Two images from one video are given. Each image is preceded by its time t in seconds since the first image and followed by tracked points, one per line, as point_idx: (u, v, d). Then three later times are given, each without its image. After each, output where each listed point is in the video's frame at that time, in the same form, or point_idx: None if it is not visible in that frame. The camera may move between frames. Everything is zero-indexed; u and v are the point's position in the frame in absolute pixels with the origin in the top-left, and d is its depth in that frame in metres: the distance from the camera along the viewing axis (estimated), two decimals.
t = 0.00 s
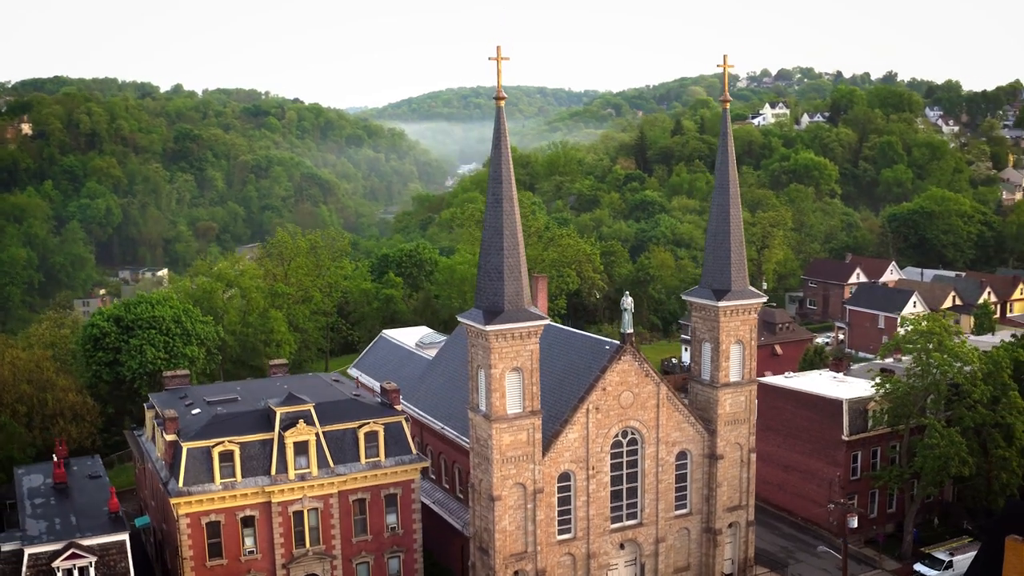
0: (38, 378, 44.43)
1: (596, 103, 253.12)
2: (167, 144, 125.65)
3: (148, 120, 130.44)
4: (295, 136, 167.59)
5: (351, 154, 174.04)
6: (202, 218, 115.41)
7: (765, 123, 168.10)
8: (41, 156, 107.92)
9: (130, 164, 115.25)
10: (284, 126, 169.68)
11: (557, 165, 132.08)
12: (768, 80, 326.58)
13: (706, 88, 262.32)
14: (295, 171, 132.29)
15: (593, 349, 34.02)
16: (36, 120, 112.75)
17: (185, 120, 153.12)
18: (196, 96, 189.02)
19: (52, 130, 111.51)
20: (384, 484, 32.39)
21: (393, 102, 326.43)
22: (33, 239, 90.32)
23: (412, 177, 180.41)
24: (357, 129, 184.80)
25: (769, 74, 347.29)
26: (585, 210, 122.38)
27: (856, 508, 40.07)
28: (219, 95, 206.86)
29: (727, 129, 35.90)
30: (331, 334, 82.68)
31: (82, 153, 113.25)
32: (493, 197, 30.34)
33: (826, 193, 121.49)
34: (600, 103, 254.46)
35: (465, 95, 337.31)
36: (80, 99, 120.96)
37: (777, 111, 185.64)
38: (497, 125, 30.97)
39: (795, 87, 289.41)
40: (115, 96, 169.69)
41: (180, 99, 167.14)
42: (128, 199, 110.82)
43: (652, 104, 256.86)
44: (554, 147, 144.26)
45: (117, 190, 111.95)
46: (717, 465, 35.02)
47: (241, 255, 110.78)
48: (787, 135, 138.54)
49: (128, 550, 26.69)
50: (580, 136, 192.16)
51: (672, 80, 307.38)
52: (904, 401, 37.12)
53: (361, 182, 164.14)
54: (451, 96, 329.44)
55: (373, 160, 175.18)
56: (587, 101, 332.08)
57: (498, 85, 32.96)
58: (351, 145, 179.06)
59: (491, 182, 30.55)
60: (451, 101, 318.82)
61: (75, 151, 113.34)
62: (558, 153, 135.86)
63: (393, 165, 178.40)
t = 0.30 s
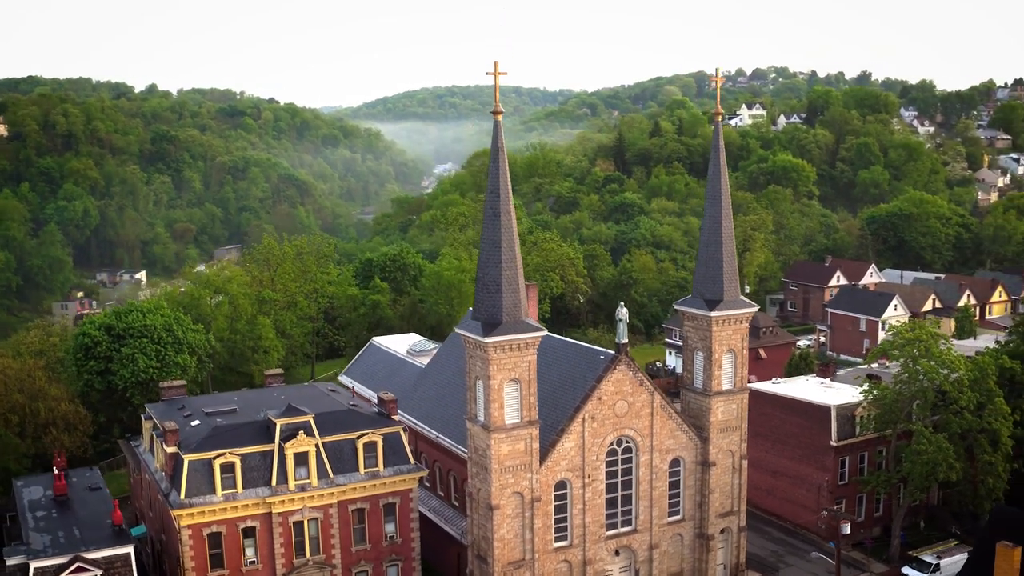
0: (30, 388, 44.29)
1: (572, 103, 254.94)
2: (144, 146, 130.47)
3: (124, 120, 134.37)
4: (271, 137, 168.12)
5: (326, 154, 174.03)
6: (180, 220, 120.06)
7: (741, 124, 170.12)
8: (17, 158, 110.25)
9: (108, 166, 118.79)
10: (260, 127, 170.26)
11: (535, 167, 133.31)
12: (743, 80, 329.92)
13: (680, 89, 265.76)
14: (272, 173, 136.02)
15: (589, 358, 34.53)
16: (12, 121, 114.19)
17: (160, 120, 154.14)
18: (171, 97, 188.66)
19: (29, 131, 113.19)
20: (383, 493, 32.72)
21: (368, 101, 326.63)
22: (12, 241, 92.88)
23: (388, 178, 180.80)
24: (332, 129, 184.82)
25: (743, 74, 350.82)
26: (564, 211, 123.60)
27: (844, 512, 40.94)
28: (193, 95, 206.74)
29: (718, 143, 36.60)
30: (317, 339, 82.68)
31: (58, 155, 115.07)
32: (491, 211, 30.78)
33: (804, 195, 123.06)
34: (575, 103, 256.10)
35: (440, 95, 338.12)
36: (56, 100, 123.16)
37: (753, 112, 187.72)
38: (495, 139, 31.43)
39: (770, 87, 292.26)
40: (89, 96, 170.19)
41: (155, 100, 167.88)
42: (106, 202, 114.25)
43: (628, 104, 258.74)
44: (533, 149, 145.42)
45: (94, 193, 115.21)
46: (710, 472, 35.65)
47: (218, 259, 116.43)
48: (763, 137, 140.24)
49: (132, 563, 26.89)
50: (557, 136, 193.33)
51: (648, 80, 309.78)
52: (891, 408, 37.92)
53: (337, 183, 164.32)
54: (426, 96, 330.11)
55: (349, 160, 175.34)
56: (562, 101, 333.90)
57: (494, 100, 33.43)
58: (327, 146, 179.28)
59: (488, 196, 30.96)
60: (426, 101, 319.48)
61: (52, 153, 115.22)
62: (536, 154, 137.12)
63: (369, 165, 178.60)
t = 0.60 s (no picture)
0: (21, 396, 44.19)
1: (548, 101, 256.02)
2: (121, 146, 133.54)
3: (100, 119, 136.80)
4: (247, 136, 167.93)
5: (302, 153, 173.71)
6: (157, 220, 123.85)
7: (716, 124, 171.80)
8: None
9: (84, 167, 120.39)
10: (236, 125, 170.00)
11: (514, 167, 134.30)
12: (718, 79, 332.26)
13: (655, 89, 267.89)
14: (248, 172, 140.02)
15: (582, 367, 35.08)
16: None
17: (135, 119, 154.51)
18: (145, 95, 188.15)
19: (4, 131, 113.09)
20: (380, 501, 33.09)
21: (343, 99, 326.17)
22: None
23: (364, 177, 180.11)
24: (308, 128, 184.26)
25: (718, 72, 353.78)
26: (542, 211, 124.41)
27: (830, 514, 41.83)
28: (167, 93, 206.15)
29: (709, 154, 37.30)
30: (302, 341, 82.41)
31: (33, 154, 116.06)
32: (488, 222, 31.18)
33: (781, 195, 124.53)
34: (550, 102, 257.15)
35: (416, 94, 338.43)
36: (30, 99, 123.93)
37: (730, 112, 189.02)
38: (491, 152, 31.88)
39: (745, 86, 294.85)
40: (64, 95, 169.71)
41: (131, 98, 167.32)
42: (82, 202, 117.08)
43: (603, 102, 260.14)
44: (511, 149, 146.27)
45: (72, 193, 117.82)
46: (700, 477, 36.34)
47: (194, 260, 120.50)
48: (739, 137, 141.67)
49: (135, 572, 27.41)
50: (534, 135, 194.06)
51: (623, 78, 311.44)
52: (877, 413, 38.76)
53: (313, 182, 164.05)
54: (401, 95, 330.26)
55: (325, 159, 174.93)
56: (538, 99, 335.05)
57: (489, 112, 33.90)
58: (302, 145, 178.88)
59: (484, 208, 31.38)
60: (402, 100, 319.72)
61: (27, 153, 116.16)
62: (514, 154, 138.02)
63: (345, 164, 178.44)
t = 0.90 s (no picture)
0: (15, 398, 44.23)
1: (525, 94, 256.62)
2: (98, 142, 137.22)
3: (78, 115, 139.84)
4: (224, 131, 167.87)
5: (279, 147, 173.16)
6: (135, 215, 128.51)
7: (693, 118, 173.15)
8: None
9: (61, 163, 124.88)
10: (213, 120, 169.91)
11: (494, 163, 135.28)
12: (694, 71, 334.11)
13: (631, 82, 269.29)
14: (226, 167, 143.31)
15: (578, 369, 35.63)
16: None
17: (112, 113, 155.39)
18: (121, 90, 187.94)
19: None
20: (380, 502, 33.49)
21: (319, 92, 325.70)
22: None
23: (341, 171, 178.80)
24: (285, 122, 183.30)
25: (695, 65, 355.84)
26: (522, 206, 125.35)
27: (819, 510, 42.74)
28: (143, 87, 205.83)
29: (701, 158, 37.95)
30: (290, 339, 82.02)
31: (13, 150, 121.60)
32: (486, 228, 31.59)
33: (760, 189, 125.92)
34: (527, 94, 257.88)
35: (392, 87, 338.46)
36: (8, 94, 127.59)
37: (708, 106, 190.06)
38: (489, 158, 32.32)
39: (722, 79, 296.64)
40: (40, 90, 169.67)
41: (107, 92, 167.03)
42: (62, 197, 121.52)
43: (579, 95, 261.19)
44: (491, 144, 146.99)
45: (50, 188, 122.12)
46: (694, 475, 37.04)
47: (173, 257, 124.91)
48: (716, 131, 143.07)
49: None
50: (512, 128, 194.85)
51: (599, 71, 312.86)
52: (865, 411, 39.59)
53: (290, 175, 164.08)
54: (377, 88, 330.22)
55: (302, 153, 174.29)
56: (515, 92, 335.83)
57: (487, 118, 34.32)
58: (279, 138, 178.12)
59: (483, 213, 31.77)
60: (378, 93, 320.10)
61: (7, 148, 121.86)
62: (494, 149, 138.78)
63: (323, 158, 177.91)
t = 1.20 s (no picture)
0: (17, 395, 44.31)
1: (511, 81, 256.45)
2: (85, 131, 136.98)
3: (63, 103, 139.46)
4: (210, 119, 167.32)
5: (266, 135, 172.51)
6: (123, 205, 129.14)
7: (680, 107, 173.80)
8: None
9: (49, 152, 124.73)
10: (199, 108, 169.33)
11: (483, 152, 135.60)
12: (680, 58, 334.67)
13: (617, 70, 269.56)
14: (213, 155, 143.22)
15: (582, 365, 36.11)
16: None
17: (98, 101, 154.84)
18: (106, 78, 187.12)
19: None
20: (388, 498, 33.94)
21: (303, 79, 324.66)
22: None
23: (328, 159, 178.28)
24: (271, 110, 182.28)
25: (680, 52, 356.32)
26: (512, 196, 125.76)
27: (816, 501, 43.51)
28: (128, 75, 204.82)
29: (703, 156, 38.44)
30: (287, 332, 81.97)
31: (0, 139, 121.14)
32: (493, 227, 31.98)
33: (748, 178, 126.76)
34: (513, 81, 257.70)
35: (377, 74, 337.40)
36: None
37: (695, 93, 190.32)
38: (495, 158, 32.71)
39: (707, 66, 297.28)
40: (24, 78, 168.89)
41: (92, 80, 166.19)
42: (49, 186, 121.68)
43: (566, 83, 261.38)
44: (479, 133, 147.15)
45: (37, 178, 122.10)
46: (695, 469, 37.69)
47: (161, 246, 126.15)
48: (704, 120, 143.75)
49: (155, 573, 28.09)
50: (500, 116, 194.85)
51: (585, 58, 312.82)
52: (862, 405, 40.30)
53: (277, 164, 163.85)
54: (362, 75, 329.15)
55: (289, 141, 173.77)
56: (500, 79, 335.53)
57: (492, 118, 34.68)
58: (266, 127, 177.47)
59: (490, 213, 32.15)
60: (363, 81, 319.29)
61: None
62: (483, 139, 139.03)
63: (309, 146, 177.22)
